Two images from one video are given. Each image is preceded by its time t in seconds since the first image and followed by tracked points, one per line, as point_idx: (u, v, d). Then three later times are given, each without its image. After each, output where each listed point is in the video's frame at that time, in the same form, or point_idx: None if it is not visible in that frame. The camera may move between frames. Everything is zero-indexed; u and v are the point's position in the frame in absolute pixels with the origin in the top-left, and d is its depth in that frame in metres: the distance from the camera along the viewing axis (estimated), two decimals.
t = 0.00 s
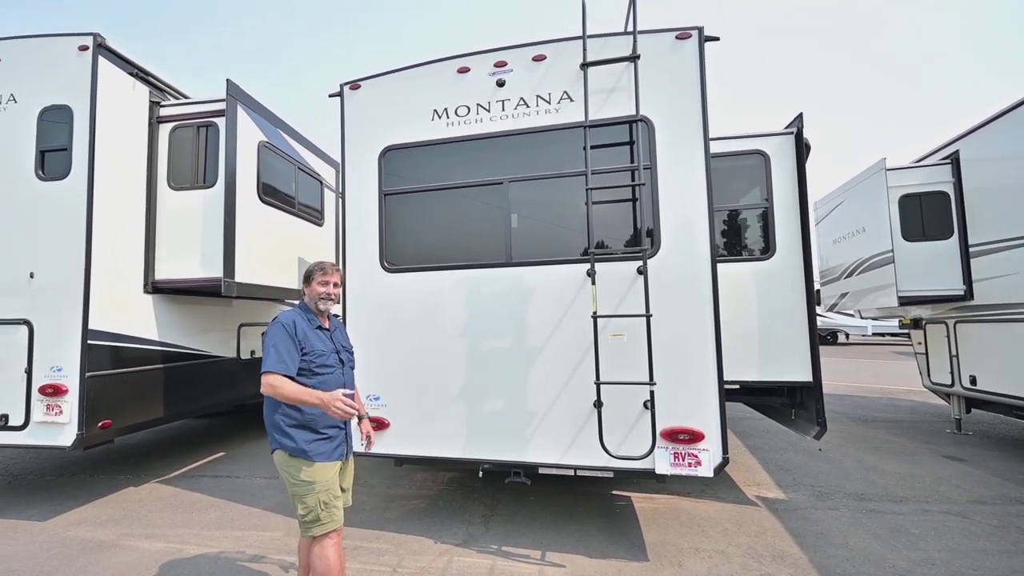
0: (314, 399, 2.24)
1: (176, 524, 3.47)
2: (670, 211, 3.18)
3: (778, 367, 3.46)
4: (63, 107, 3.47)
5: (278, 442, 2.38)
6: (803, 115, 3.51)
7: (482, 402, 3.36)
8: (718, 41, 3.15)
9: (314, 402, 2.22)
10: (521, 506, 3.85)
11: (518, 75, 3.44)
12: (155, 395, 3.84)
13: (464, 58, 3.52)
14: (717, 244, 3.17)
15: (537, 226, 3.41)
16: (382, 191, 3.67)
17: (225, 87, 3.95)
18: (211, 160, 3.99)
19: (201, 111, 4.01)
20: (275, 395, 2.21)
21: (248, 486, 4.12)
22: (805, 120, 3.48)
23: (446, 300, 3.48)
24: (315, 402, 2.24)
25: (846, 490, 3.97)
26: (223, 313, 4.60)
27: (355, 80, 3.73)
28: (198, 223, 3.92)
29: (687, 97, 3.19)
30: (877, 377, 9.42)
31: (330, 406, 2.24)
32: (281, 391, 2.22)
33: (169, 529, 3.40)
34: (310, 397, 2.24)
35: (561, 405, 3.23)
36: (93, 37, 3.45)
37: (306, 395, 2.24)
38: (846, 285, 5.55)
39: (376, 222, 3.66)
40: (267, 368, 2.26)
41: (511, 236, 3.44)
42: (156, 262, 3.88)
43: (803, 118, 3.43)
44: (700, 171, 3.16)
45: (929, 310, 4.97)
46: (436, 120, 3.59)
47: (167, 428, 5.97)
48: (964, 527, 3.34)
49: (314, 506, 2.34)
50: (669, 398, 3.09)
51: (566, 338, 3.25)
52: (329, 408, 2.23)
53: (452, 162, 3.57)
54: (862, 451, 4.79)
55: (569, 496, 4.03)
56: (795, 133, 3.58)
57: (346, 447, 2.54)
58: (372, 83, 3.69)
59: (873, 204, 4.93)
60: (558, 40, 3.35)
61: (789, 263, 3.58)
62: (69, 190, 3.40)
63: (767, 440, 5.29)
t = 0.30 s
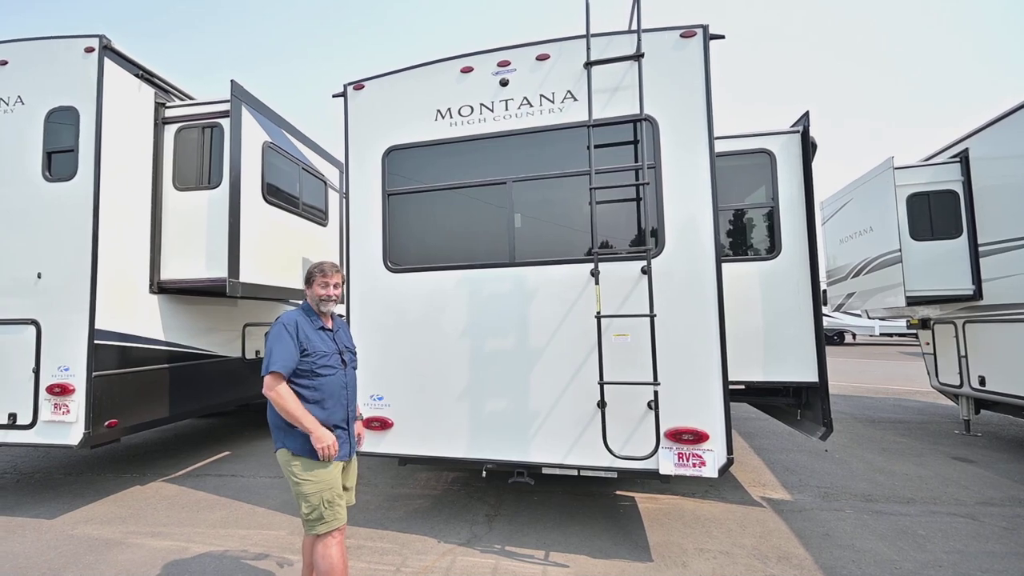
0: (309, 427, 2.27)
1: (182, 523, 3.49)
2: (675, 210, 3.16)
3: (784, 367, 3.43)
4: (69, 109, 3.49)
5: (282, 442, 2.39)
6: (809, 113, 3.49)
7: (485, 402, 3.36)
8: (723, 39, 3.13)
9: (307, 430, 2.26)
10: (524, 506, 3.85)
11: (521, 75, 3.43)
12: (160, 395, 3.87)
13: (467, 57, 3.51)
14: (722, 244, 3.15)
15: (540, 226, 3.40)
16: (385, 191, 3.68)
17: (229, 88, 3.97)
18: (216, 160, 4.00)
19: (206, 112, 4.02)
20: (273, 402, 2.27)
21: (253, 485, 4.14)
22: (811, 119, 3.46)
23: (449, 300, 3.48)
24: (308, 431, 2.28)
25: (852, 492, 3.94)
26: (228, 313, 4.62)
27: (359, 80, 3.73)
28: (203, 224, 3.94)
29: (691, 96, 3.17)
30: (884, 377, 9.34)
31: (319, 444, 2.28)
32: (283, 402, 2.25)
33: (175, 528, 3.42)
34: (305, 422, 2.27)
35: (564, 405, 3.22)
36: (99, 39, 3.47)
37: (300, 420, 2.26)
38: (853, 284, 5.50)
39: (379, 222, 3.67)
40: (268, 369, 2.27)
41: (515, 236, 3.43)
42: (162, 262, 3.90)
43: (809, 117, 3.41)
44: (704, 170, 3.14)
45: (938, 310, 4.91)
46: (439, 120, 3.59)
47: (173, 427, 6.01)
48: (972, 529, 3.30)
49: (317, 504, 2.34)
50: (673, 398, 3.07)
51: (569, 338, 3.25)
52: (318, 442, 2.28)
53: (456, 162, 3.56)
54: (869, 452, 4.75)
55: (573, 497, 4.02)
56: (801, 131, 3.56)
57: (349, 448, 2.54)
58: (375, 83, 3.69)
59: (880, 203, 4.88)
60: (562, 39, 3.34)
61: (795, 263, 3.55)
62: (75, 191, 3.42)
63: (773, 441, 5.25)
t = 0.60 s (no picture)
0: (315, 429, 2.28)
1: (187, 522, 3.51)
2: (680, 210, 3.14)
3: (790, 368, 3.41)
4: (75, 110, 3.52)
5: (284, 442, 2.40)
6: (815, 112, 3.46)
7: (489, 402, 3.36)
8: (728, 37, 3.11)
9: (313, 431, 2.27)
10: (527, 506, 3.85)
11: (525, 74, 3.42)
12: (166, 395, 3.89)
13: (471, 57, 3.51)
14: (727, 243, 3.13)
15: (544, 226, 3.39)
16: (389, 191, 3.68)
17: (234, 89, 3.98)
18: (220, 161, 4.02)
19: (211, 112, 4.04)
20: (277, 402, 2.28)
21: (258, 484, 4.16)
22: (817, 118, 3.43)
23: (452, 300, 3.48)
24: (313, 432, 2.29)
25: (859, 492, 3.91)
26: (232, 313, 4.64)
27: (362, 80, 3.74)
28: (207, 224, 3.96)
29: (695, 95, 3.15)
30: (890, 377, 9.28)
31: (325, 446, 2.29)
32: (287, 403, 2.25)
33: (181, 527, 3.44)
34: (311, 424, 2.28)
35: (569, 405, 3.22)
36: (104, 41, 3.49)
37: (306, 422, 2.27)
38: (859, 284, 5.46)
39: (383, 222, 3.67)
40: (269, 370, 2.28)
41: (518, 235, 3.43)
42: (167, 263, 3.92)
43: (815, 116, 3.38)
44: (709, 169, 3.12)
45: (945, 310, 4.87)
46: (443, 120, 3.59)
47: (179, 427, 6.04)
48: (980, 530, 3.27)
49: (320, 504, 2.35)
50: (676, 398, 3.06)
51: (573, 338, 3.24)
52: (323, 442, 2.30)
53: (459, 162, 3.56)
54: (875, 453, 4.72)
55: (577, 497, 4.01)
56: (808, 130, 3.53)
57: (352, 448, 2.54)
58: (379, 83, 3.69)
59: (887, 202, 4.84)
60: (566, 38, 3.32)
61: (801, 263, 3.52)
62: (81, 192, 3.44)
63: (778, 442, 5.22)
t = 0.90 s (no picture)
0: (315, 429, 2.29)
1: (193, 522, 3.52)
2: (684, 209, 3.12)
3: (796, 367, 3.38)
4: (80, 113, 3.54)
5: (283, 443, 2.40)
6: (820, 109, 3.42)
7: (492, 402, 3.35)
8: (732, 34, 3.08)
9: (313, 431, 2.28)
10: (531, 506, 3.84)
11: (527, 74, 3.41)
12: (171, 395, 3.91)
13: (473, 57, 3.50)
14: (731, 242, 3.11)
15: (547, 225, 3.38)
16: (392, 192, 3.68)
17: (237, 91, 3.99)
18: (224, 162, 4.04)
19: (215, 114, 4.06)
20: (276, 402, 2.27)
21: (263, 485, 4.17)
22: (822, 115, 3.39)
23: (455, 300, 3.48)
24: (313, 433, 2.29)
25: (867, 493, 3.87)
26: (237, 314, 4.67)
27: (365, 81, 3.74)
28: (212, 226, 3.98)
29: (698, 94, 3.13)
30: (898, 377, 9.20)
31: (324, 446, 2.30)
32: (287, 403, 2.25)
33: (187, 526, 3.46)
34: (311, 424, 2.28)
35: (573, 405, 3.20)
36: (109, 44, 3.51)
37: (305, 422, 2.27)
38: (867, 283, 5.40)
39: (386, 222, 3.67)
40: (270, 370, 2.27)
41: (522, 235, 3.42)
42: (173, 265, 3.94)
43: (820, 114, 3.34)
44: (713, 168, 3.10)
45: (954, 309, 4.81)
46: (445, 120, 3.58)
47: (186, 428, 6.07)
48: (991, 531, 3.23)
49: (325, 502, 2.35)
50: (680, 398, 3.04)
51: (577, 337, 3.22)
52: (323, 442, 2.31)
53: (462, 162, 3.55)
54: (882, 453, 4.67)
55: (581, 497, 4.00)
56: (813, 128, 3.49)
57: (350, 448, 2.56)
58: (382, 84, 3.70)
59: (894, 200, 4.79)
60: (569, 37, 3.31)
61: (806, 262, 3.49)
62: (86, 194, 3.46)
63: (785, 442, 5.18)
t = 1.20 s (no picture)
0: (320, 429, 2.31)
1: (198, 523, 3.53)
2: (688, 207, 3.11)
3: (801, 366, 3.36)
4: (85, 116, 3.56)
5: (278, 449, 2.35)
6: (825, 107, 3.42)
7: (496, 402, 3.35)
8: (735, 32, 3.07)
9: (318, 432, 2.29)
10: (536, 506, 3.83)
11: (530, 73, 3.40)
12: (177, 396, 3.92)
13: (475, 57, 3.50)
14: (735, 241, 3.10)
15: (551, 225, 3.38)
16: (395, 192, 3.68)
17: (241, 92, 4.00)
18: (228, 164, 4.05)
19: (219, 115, 4.07)
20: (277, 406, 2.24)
21: (267, 485, 4.17)
22: (826, 112, 3.38)
23: (458, 300, 3.48)
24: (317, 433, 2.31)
25: (873, 492, 3.85)
26: (241, 315, 4.67)
27: (368, 82, 3.75)
28: (216, 227, 3.99)
29: (701, 91, 3.12)
30: (904, 375, 9.15)
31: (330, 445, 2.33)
32: (291, 406, 2.23)
33: (192, 527, 3.46)
34: (316, 425, 2.29)
35: (577, 404, 3.19)
36: (113, 46, 3.53)
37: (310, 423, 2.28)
38: (873, 280, 5.38)
39: (390, 222, 3.67)
40: (272, 373, 2.24)
41: (525, 235, 3.41)
42: (177, 266, 3.95)
43: (824, 111, 3.34)
44: (717, 166, 3.09)
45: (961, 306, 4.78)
46: (448, 120, 3.58)
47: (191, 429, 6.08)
48: (999, 530, 3.20)
49: (315, 510, 2.33)
50: (686, 398, 3.03)
51: (581, 337, 3.22)
52: (328, 442, 2.33)
53: (465, 161, 3.55)
54: (889, 452, 4.64)
55: (586, 497, 3.98)
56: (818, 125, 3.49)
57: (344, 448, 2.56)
58: (384, 84, 3.70)
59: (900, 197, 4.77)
60: (571, 36, 3.31)
61: (811, 260, 3.48)
62: (91, 195, 3.48)
63: (791, 441, 5.16)
